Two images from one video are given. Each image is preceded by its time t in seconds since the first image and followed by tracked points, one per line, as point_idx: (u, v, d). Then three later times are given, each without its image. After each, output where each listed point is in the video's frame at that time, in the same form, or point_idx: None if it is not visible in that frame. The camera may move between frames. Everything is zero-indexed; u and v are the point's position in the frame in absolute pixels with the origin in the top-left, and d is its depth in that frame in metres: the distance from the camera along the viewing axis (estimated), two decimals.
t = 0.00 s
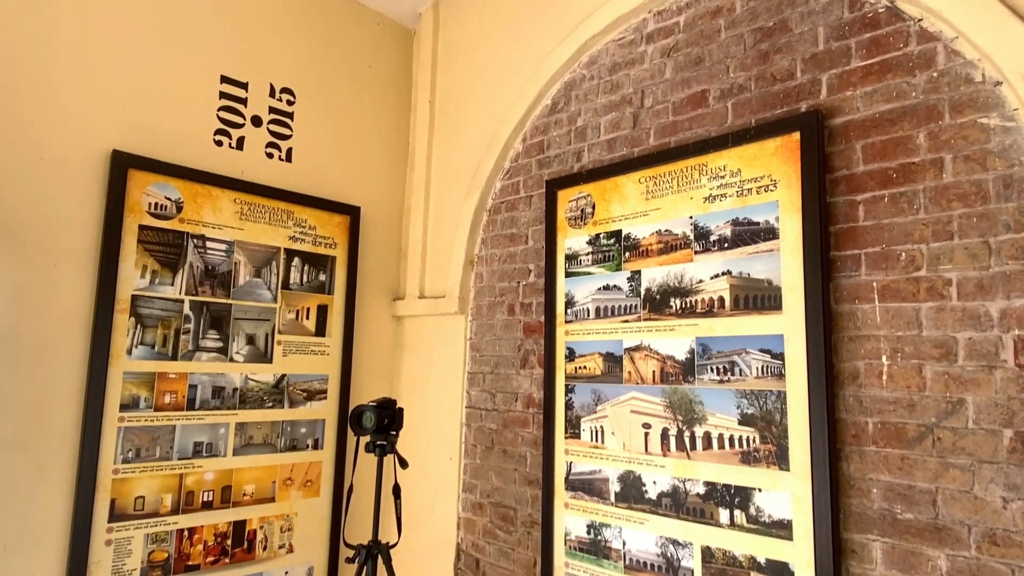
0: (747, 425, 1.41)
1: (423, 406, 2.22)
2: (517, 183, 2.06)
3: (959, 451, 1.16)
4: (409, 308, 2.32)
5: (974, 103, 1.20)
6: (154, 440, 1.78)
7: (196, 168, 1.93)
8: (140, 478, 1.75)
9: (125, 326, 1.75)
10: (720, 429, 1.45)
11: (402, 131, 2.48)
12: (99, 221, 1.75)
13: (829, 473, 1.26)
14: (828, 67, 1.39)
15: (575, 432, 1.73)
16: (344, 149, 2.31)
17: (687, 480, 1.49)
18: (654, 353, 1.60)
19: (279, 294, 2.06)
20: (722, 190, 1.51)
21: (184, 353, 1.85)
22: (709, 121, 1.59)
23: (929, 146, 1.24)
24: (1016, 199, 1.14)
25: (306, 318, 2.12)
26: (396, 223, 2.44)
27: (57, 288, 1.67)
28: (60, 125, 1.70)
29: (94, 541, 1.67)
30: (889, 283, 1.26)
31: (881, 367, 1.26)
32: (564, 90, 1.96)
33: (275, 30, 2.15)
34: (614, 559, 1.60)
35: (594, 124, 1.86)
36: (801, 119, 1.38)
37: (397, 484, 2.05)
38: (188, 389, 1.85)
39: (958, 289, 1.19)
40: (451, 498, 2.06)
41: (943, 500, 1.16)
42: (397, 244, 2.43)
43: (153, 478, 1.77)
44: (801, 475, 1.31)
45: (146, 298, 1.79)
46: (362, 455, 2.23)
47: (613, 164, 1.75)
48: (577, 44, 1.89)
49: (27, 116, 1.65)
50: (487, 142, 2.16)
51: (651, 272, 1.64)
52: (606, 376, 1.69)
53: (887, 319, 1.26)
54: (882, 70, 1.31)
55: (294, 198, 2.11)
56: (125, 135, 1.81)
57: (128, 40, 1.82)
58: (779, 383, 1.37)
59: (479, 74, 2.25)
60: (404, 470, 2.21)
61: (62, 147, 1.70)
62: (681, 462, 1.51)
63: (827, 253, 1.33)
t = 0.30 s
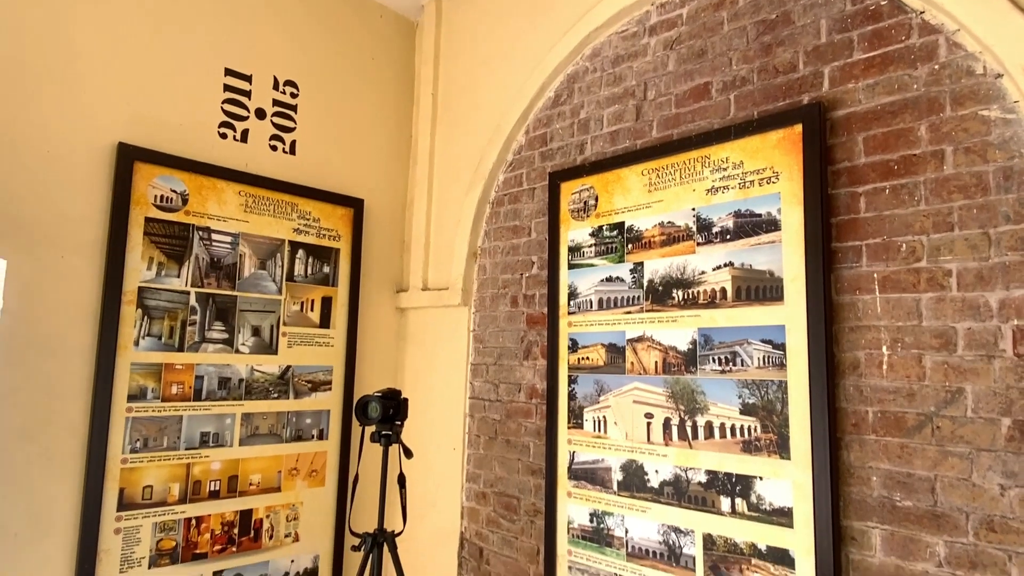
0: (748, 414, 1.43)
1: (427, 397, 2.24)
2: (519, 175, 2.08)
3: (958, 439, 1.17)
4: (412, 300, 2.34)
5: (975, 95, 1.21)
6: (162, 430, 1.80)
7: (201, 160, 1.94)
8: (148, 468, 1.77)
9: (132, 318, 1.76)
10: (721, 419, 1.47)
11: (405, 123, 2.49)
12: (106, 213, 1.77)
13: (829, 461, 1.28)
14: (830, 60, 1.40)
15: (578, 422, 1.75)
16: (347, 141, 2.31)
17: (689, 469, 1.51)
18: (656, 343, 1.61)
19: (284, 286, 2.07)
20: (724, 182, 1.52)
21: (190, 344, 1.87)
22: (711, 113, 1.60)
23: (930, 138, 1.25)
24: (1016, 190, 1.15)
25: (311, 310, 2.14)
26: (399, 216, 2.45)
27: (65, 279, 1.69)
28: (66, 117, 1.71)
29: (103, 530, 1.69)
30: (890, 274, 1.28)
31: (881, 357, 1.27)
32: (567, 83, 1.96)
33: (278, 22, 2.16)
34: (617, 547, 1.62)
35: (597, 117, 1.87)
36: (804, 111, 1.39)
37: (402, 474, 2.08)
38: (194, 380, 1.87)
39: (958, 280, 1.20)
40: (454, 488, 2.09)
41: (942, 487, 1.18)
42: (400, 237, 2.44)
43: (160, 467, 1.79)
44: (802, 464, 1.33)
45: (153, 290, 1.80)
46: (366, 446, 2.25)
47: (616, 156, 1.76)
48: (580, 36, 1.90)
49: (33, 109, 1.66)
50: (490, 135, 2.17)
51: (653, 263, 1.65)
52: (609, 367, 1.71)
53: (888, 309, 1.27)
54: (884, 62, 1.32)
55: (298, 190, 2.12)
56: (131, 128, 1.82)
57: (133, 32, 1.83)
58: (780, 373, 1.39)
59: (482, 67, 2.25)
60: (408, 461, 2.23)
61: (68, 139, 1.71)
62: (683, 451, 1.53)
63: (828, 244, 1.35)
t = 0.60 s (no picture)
0: (749, 407, 1.45)
1: (430, 391, 2.26)
2: (522, 170, 2.09)
3: (955, 431, 1.19)
4: (415, 294, 2.36)
5: (975, 91, 1.22)
6: (169, 423, 1.82)
7: (206, 155, 1.96)
8: (155, 460, 1.79)
9: (139, 312, 1.78)
10: (722, 411, 1.49)
11: (407, 118, 2.50)
12: (113, 208, 1.78)
13: (828, 452, 1.30)
14: (831, 55, 1.41)
15: (580, 415, 1.77)
16: (350, 136, 2.32)
17: (690, 460, 1.53)
18: (658, 337, 1.63)
19: (288, 280, 2.09)
20: (725, 177, 1.54)
21: (196, 337, 1.89)
22: (713, 109, 1.61)
23: (930, 133, 1.26)
24: (1014, 185, 1.17)
25: (315, 304, 2.15)
26: (402, 210, 2.47)
27: (72, 274, 1.70)
28: (73, 113, 1.72)
29: (111, 521, 1.71)
30: (890, 267, 1.29)
31: (880, 350, 1.29)
32: (569, 78, 1.98)
33: (282, 17, 2.16)
34: (619, 537, 1.65)
35: (599, 112, 1.88)
36: (805, 106, 1.40)
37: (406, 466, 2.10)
38: (201, 373, 1.89)
39: (956, 274, 1.22)
40: (458, 480, 2.11)
41: (939, 478, 1.20)
42: (403, 231, 2.46)
43: (167, 459, 1.82)
44: (802, 455, 1.35)
45: (159, 284, 1.82)
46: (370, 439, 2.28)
47: (618, 151, 1.78)
48: (582, 32, 1.91)
49: (40, 104, 1.67)
50: (493, 130, 2.18)
51: (655, 258, 1.67)
52: (611, 360, 1.73)
53: (887, 303, 1.29)
54: (885, 58, 1.33)
55: (302, 185, 2.14)
56: (137, 123, 1.83)
57: (138, 28, 1.84)
58: (781, 365, 1.40)
59: (484, 62, 2.26)
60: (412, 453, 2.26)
61: (75, 135, 1.72)
62: (684, 443, 1.55)
63: (828, 239, 1.36)
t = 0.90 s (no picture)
0: (750, 397, 1.47)
1: (435, 382, 2.29)
2: (525, 164, 2.11)
3: (953, 420, 1.22)
4: (420, 287, 2.38)
5: (974, 86, 1.24)
6: (178, 414, 1.85)
7: (212, 150, 1.97)
8: (165, 450, 1.82)
9: (148, 304, 1.81)
10: (724, 401, 1.51)
11: (411, 112, 2.51)
12: (121, 202, 1.80)
13: (828, 441, 1.32)
14: (833, 50, 1.43)
15: (584, 406, 1.80)
16: (354, 130, 2.34)
17: (692, 450, 1.56)
18: (661, 329, 1.66)
19: (294, 273, 2.11)
20: (728, 171, 1.56)
21: (205, 330, 1.91)
22: (716, 103, 1.62)
23: (930, 128, 1.28)
24: (1012, 179, 1.19)
25: (321, 297, 2.18)
26: (406, 204, 2.49)
27: (82, 267, 1.73)
28: (81, 107, 1.74)
29: (123, 511, 1.74)
30: (889, 260, 1.31)
31: (879, 341, 1.31)
32: (572, 72, 1.99)
33: (286, 12, 2.18)
34: (622, 526, 1.67)
35: (603, 106, 1.89)
36: (806, 101, 1.42)
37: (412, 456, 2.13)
38: (209, 365, 1.91)
39: (955, 266, 1.24)
40: (462, 470, 2.14)
41: (937, 466, 1.23)
42: (407, 224, 2.48)
43: (177, 450, 1.84)
44: (802, 444, 1.38)
45: (168, 277, 1.84)
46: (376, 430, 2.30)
47: (621, 145, 1.79)
48: (585, 26, 1.93)
49: (50, 98, 1.69)
50: (496, 124, 2.20)
51: (658, 251, 1.69)
52: (614, 352, 1.75)
53: (887, 295, 1.31)
54: (886, 53, 1.35)
55: (308, 179, 2.15)
56: (144, 117, 1.85)
57: (145, 23, 1.86)
58: (782, 357, 1.43)
59: (488, 56, 2.27)
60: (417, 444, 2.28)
61: (84, 129, 1.74)
62: (687, 433, 1.57)
63: (829, 232, 1.38)
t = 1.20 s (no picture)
0: (751, 389, 1.49)
1: (438, 376, 2.31)
2: (528, 159, 2.12)
3: (950, 411, 1.24)
4: (423, 281, 2.40)
5: (973, 82, 1.25)
6: (184, 407, 1.87)
7: (217, 145, 1.99)
8: (172, 443, 1.84)
9: (155, 299, 1.83)
10: (725, 394, 1.53)
11: (413, 107, 2.52)
12: (128, 197, 1.82)
13: (828, 433, 1.34)
14: (833, 46, 1.44)
15: (586, 398, 1.82)
16: (358, 125, 2.35)
17: (693, 441, 1.58)
18: (663, 322, 1.67)
19: (299, 267, 2.13)
20: (729, 166, 1.57)
21: (210, 324, 1.93)
22: (718, 99, 1.64)
23: (930, 124, 1.30)
24: (1010, 174, 1.20)
25: (325, 291, 2.19)
26: (409, 198, 2.50)
27: (90, 262, 1.74)
28: (87, 103, 1.75)
29: (131, 502, 1.77)
30: (888, 254, 1.33)
31: (879, 334, 1.33)
32: (575, 68, 2.00)
33: (290, 7, 2.18)
34: (624, 517, 1.70)
35: (605, 101, 1.91)
36: (807, 97, 1.43)
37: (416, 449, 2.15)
38: (215, 358, 1.93)
39: (953, 260, 1.25)
40: (465, 462, 2.16)
41: (934, 457, 1.25)
42: (410, 219, 2.49)
43: (184, 442, 1.86)
44: (802, 436, 1.40)
45: (174, 271, 1.86)
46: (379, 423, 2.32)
47: (624, 140, 1.81)
48: (588, 22, 1.94)
49: (57, 94, 1.70)
50: (499, 119, 2.21)
51: (660, 245, 1.70)
52: (616, 345, 1.77)
53: (886, 289, 1.33)
54: (886, 49, 1.36)
55: (312, 174, 2.17)
56: (150, 113, 1.86)
57: (150, 18, 1.87)
58: (782, 350, 1.45)
59: (490, 51, 2.28)
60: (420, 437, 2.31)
61: (90, 124, 1.76)
62: (688, 425, 1.59)
63: (829, 226, 1.40)
